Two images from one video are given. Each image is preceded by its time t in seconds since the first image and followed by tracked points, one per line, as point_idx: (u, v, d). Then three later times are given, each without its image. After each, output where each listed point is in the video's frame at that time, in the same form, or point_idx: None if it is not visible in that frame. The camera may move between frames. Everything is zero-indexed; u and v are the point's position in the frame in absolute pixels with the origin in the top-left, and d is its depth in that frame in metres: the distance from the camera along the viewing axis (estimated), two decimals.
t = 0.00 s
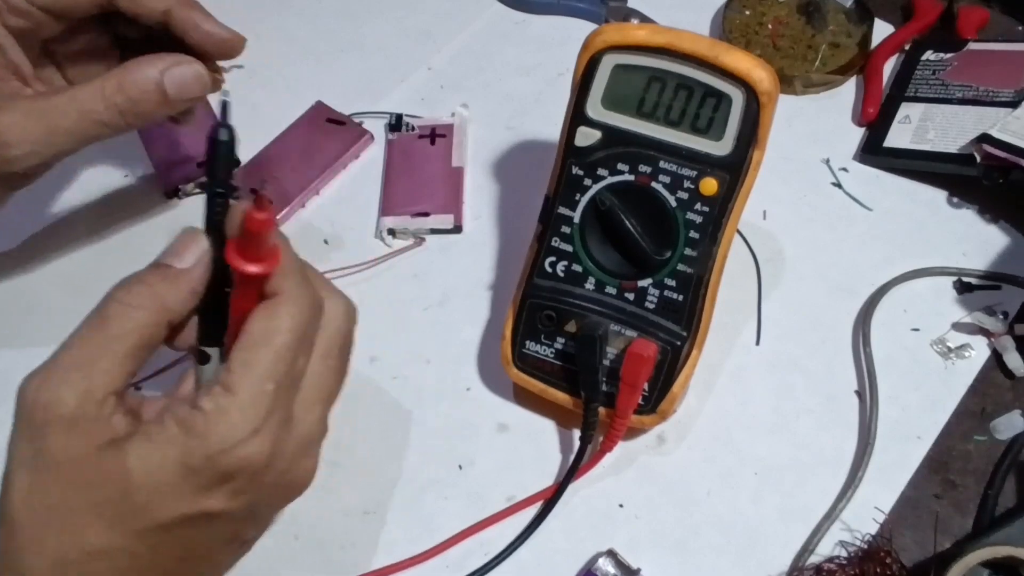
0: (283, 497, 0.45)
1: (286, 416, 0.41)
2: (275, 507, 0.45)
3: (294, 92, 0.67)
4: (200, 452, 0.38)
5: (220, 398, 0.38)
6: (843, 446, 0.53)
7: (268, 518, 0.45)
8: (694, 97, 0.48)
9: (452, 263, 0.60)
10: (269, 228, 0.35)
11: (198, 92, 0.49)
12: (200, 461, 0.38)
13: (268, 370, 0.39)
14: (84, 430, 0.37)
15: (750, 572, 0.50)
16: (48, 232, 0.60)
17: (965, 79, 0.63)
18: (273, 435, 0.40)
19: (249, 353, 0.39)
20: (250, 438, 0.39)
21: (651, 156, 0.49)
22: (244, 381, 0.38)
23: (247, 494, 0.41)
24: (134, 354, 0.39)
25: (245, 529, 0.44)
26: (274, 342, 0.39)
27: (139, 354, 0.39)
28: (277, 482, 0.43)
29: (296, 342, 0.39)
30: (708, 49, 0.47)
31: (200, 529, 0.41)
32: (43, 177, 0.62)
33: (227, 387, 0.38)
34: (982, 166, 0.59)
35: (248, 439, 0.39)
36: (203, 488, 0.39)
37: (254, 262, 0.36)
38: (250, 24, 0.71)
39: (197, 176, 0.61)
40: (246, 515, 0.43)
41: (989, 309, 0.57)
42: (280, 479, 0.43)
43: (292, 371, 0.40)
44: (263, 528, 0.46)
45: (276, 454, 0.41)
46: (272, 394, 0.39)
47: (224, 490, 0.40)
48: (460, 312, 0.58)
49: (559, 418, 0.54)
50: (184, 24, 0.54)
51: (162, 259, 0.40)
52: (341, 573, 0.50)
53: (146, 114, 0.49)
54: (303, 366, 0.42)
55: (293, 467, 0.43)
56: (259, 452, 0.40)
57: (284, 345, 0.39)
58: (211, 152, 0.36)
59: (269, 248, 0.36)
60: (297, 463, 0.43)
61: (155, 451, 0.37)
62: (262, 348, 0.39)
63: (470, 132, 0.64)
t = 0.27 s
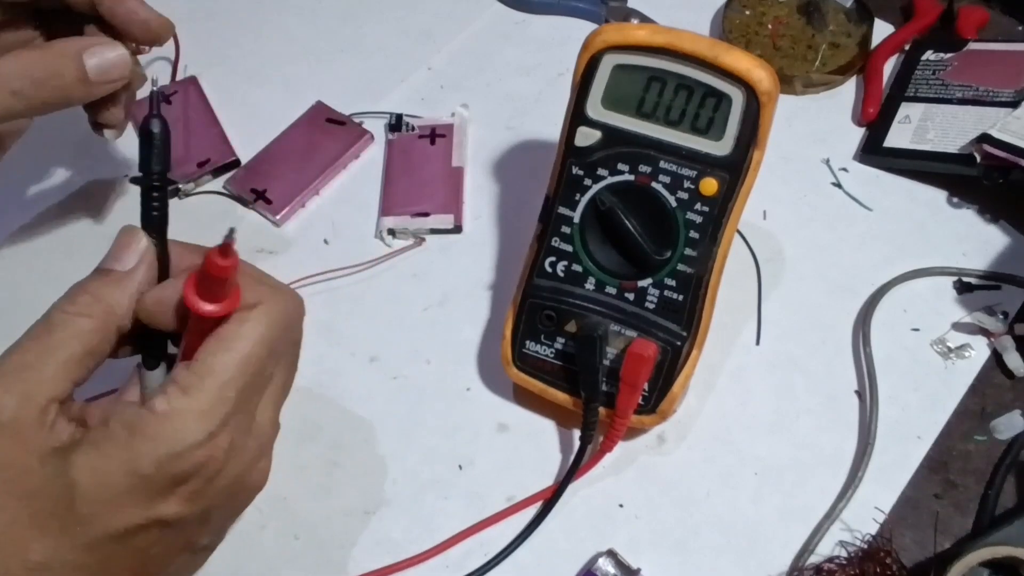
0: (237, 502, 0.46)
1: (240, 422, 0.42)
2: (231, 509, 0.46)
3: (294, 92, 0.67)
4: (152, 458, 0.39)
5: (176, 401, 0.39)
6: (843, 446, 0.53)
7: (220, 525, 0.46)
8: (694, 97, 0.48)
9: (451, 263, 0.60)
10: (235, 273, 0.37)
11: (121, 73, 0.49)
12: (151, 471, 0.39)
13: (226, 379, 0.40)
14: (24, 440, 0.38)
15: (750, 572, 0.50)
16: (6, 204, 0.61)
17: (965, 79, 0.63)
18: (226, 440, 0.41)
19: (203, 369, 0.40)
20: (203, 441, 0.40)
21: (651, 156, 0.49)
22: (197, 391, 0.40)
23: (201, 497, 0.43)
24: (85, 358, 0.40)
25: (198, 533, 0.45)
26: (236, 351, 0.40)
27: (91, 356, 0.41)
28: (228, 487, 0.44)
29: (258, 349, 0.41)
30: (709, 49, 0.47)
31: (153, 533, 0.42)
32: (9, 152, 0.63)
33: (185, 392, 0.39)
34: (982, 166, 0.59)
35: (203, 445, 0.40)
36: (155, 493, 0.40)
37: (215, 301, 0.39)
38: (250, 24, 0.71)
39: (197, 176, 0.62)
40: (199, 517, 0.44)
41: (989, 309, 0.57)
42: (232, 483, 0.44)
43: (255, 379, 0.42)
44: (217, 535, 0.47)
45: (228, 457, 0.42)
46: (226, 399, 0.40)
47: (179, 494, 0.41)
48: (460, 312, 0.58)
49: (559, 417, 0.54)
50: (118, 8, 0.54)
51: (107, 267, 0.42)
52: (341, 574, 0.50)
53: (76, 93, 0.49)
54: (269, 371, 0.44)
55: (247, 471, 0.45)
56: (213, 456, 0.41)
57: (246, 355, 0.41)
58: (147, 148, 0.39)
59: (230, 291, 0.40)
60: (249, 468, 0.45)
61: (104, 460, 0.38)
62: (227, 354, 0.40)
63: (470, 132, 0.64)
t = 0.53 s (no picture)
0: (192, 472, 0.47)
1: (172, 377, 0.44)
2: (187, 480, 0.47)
3: (294, 92, 0.67)
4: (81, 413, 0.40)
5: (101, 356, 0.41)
6: (843, 446, 0.53)
7: (179, 498, 0.47)
8: (694, 97, 0.48)
9: (451, 263, 0.60)
10: (114, 223, 0.37)
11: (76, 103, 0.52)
12: (85, 427, 0.40)
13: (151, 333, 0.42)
14: None
15: (750, 572, 0.50)
16: None
17: (966, 79, 0.63)
18: (156, 391, 0.43)
19: (125, 325, 0.41)
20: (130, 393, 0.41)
21: (651, 156, 0.49)
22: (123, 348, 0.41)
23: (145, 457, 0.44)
24: (46, 343, 0.44)
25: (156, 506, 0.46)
26: (154, 303, 0.42)
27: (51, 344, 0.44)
28: (172, 446, 0.45)
29: (178, 300, 0.43)
30: (709, 49, 0.47)
31: (102, 499, 0.43)
32: None
33: (109, 349, 0.41)
34: (982, 166, 0.59)
35: (129, 394, 0.41)
36: (92, 452, 0.42)
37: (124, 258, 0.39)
38: (251, 24, 0.71)
39: (197, 176, 0.62)
40: (152, 484, 0.45)
41: (989, 309, 0.57)
42: (176, 443, 0.45)
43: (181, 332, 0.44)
44: (176, 513, 0.47)
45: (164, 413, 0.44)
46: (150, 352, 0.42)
47: (119, 452, 0.43)
48: (460, 312, 0.58)
49: (559, 417, 0.54)
50: (90, 36, 0.55)
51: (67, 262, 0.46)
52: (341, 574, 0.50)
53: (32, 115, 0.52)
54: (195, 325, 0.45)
55: (192, 431, 0.46)
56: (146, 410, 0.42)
57: (166, 307, 0.42)
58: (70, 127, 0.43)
59: (125, 240, 0.39)
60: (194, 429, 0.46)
61: (38, 424, 0.40)
62: (147, 306, 0.42)
63: (469, 132, 0.64)
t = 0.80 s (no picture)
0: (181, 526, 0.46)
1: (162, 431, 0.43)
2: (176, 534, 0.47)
3: (294, 92, 0.67)
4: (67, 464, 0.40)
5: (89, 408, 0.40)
6: (843, 446, 0.53)
7: (170, 546, 0.47)
8: (694, 97, 0.48)
9: (451, 263, 0.60)
10: (84, 280, 0.38)
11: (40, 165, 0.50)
12: (70, 481, 0.40)
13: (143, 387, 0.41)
14: None
15: (749, 572, 0.50)
16: None
17: (965, 80, 0.63)
18: (145, 447, 0.42)
19: (116, 379, 0.41)
20: (119, 447, 0.41)
21: (651, 156, 0.49)
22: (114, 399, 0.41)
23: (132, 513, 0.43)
24: (34, 392, 0.45)
25: (142, 557, 0.46)
26: (146, 356, 0.42)
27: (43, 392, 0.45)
28: (162, 500, 0.44)
29: (169, 353, 0.42)
30: (709, 49, 0.47)
31: (90, 549, 0.44)
32: None
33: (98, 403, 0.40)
34: (982, 167, 0.59)
35: (119, 448, 0.41)
36: (79, 506, 0.41)
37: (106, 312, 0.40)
38: (251, 24, 0.71)
39: (197, 176, 0.62)
40: (140, 539, 0.45)
41: (989, 309, 0.57)
42: (165, 498, 0.44)
43: (173, 386, 0.43)
44: (167, 562, 0.48)
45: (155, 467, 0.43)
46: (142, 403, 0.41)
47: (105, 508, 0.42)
48: (460, 312, 0.58)
49: (559, 417, 0.54)
50: (45, 104, 0.53)
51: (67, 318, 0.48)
52: (341, 573, 0.50)
53: None
54: (189, 379, 0.45)
55: (182, 487, 0.45)
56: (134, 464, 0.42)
57: (158, 361, 0.42)
58: (67, 191, 0.48)
59: (103, 295, 0.40)
60: (184, 485, 0.45)
61: (27, 473, 0.40)
62: (139, 360, 0.41)
63: (469, 133, 0.64)
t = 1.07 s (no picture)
0: None
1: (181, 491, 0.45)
2: None
3: (294, 92, 0.67)
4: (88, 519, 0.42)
5: (112, 467, 0.43)
6: (843, 446, 0.53)
7: None
8: (694, 97, 0.48)
9: (451, 263, 0.60)
10: (124, 343, 0.41)
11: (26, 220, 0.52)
12: (89, 536, 0.42)
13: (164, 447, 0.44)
14: None
15: (749, 572, 0.50)
16: None
17: (965, 79, 0.63)
18: (162, 502, 0.44)
19: (140, 437, 0.44)
20: (137, 504, 0.42)
21: (651, 156, 0.49)
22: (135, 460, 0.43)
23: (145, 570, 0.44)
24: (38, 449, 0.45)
25: None
26: (168, 419, 0.44)
27: (49, 445, 0.46)
28: (174, 561, 0.45)
29: (189, 416, 0.45)
30: (708, 49, 0.47)
31: None
32: None
33: (121, 460, 0.43)
34: (982, 166, 0.59)
35: (137, 505, 0.43)
36: (95, 560, 0.42)
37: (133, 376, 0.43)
38: (251, 24, 0.71)
39: (197, 176, 0.62)
40: None
41: (989, 309, 0.57)
42: (179, 558, 0.45)
43: (190, 448, 0.46)
44: None
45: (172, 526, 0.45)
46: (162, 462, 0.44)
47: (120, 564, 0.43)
48: (460, 312, 0.58)
49: (559, 418, 0.54)
50: (29, 170, 0.56)
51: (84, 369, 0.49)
52: (341, 573, 0.50)
53: None
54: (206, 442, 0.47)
55: (197, 547, 0.46)
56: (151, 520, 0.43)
57: (179, 423, 0.45)
58: (105, 259, 0.52)
59: (137, 358, 0.43)
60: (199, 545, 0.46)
61: (46, 528, 0.42)
62: (160, 423, 0.44)
63: (469, 133, 0.64)
